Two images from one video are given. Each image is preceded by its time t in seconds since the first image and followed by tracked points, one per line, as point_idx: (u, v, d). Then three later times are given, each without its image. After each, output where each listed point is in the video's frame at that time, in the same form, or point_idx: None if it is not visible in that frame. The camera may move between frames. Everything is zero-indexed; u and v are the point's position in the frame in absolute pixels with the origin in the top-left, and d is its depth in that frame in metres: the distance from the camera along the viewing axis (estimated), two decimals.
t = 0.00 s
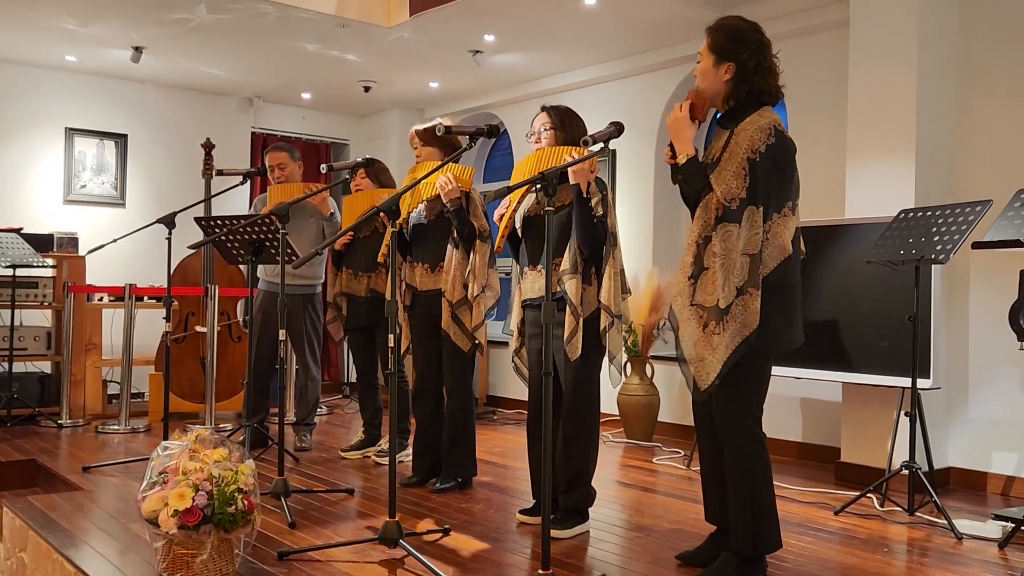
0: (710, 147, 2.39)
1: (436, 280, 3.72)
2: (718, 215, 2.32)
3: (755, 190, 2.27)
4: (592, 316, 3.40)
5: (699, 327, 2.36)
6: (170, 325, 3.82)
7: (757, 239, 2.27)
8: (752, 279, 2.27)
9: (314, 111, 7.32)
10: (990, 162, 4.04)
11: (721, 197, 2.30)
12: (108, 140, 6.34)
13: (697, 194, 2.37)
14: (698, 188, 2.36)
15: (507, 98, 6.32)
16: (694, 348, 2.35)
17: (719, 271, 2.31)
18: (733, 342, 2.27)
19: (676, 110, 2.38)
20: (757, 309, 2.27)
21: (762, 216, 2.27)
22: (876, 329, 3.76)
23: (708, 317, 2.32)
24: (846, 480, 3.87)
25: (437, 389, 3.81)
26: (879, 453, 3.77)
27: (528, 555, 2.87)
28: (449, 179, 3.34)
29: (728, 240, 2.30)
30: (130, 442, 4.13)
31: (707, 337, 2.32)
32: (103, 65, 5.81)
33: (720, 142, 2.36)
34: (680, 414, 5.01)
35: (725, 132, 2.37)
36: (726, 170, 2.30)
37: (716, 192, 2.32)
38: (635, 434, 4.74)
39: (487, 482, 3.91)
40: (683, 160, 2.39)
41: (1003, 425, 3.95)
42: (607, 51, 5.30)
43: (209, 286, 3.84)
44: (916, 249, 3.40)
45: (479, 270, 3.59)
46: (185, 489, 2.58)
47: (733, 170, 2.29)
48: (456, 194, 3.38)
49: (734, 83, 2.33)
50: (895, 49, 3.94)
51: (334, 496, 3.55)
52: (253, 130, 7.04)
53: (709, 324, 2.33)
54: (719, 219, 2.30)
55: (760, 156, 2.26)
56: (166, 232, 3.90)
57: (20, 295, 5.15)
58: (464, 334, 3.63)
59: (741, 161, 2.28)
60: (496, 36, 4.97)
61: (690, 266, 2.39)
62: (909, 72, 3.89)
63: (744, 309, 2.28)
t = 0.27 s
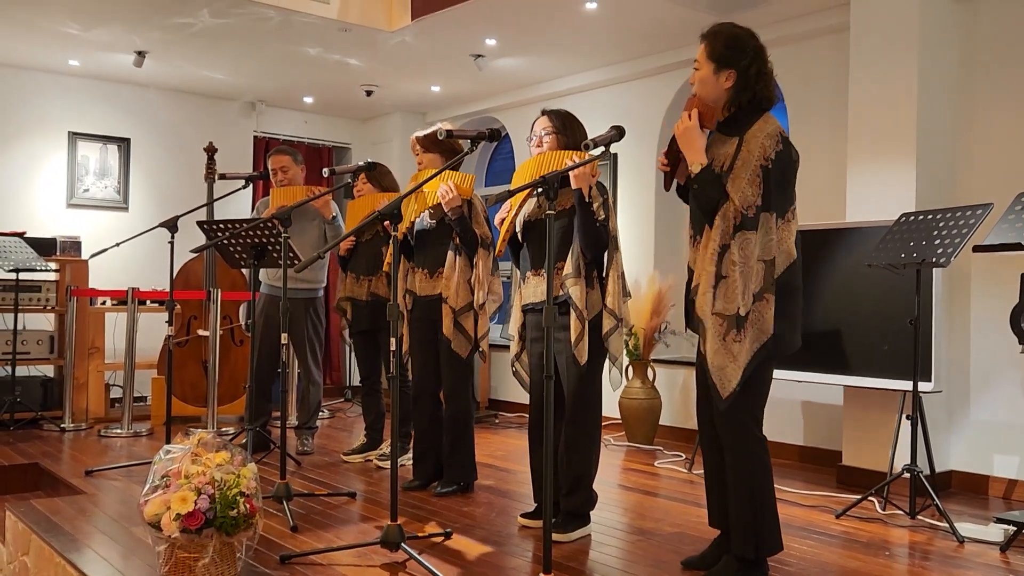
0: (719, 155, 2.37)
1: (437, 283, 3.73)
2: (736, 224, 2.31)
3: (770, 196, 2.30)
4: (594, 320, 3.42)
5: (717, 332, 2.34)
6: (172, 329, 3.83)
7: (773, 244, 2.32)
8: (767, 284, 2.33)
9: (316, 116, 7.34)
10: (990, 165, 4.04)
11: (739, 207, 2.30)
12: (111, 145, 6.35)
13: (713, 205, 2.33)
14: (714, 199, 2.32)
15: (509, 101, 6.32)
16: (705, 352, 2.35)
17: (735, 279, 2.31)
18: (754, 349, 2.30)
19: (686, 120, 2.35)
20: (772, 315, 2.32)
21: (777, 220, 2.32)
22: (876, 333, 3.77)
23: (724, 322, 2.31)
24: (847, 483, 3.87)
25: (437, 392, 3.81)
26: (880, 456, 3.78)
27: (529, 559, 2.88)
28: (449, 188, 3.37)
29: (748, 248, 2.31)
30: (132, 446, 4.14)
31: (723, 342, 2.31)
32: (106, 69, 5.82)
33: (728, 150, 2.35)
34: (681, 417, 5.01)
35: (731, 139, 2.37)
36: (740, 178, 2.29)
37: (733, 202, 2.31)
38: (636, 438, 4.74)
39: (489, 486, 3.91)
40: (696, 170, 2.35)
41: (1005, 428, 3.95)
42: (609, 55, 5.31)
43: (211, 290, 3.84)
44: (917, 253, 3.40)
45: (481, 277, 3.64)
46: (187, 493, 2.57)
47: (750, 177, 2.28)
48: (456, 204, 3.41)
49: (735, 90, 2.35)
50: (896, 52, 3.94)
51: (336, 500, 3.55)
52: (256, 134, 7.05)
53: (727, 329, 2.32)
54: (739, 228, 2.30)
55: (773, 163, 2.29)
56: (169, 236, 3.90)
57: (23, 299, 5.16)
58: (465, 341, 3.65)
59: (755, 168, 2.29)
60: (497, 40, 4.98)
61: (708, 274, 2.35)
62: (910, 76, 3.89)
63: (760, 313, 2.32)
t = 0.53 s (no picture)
0: (725, 160, 2.39)
1: (435, 287, 3.74)
2: (751, 229, 2.34)
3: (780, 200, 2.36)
4: (596, 324, 3.42)
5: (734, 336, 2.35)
6: (172, 332, 3.83)
7: (779, 247, 2.39)
8: (776, 287, 2.38)
9: (317, 119, 7.34)
10: (992, 167, 4.04)
11: (754, 211, 2.33)
12: (112, 148, 6.35)
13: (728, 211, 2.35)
14: (728, 205, 2.36)
15: (509, 104, 6.32)
16: (717, 358, 2.38)
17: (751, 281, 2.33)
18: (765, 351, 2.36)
19: (694, 127, 2.33)
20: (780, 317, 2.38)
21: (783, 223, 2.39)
22: (877, 336, 3.77)
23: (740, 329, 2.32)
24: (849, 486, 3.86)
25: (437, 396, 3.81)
26: (882, 460, 3.77)
27: (530, 562, 2.87)
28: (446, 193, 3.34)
29: (760, 251, 2.35)
30: (132, 449, 4.13)
31: (740, 348, 2.32)
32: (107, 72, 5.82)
33: (735, 155, 2.38)
34: (683, 420, 5.01)
35: (735, 145, 2.40)
36: (752, 183, 2.33)
37: (748, 207, 2.34)
38: (637, 441, 4.74)
39: (491, 489, 3.91)
40: (709, 176, 2.37)
41: (1007, 431, 3.95)
42: (610, 58, 5.30)
43: (212, 293, 3.84)
44: (919, 256, 3.40)
45: (482, 281, 3.65)
46: (188, 496, 2.57)
47: (761, 182, 2.33)
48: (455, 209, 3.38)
49: (736, 96, 2.39)
50: (897, 55, 3.94)
51: (337, 503, 3.55)
52: (257, 137, 7.05)
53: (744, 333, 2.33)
54: (754, 232, 2.34)
55: (780, 168, 2.35)
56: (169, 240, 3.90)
57: (24, 302, 5.16)
58: (459, 344, 3.68)
59: (765, 173, 2.34)
60: (498, 43, 4.98)
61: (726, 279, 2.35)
62: (912, 78, 3.89)
63: (770, 315, 2.38)
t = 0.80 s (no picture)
0: (738, 161, 2.38)
1: (433, 289, 3.67)
2: (768, 230, 2.33)
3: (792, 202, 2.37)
4: (599, 328, 3.33)
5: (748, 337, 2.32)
6: (166, 336, 3.74)
7: (791, 249, 2.38)
8: (788, 289, 2.38)
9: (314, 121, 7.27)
10: (1004, 166, 3.96)
11: (771, 212, 2.33)
12: (104, 149, 6.27)
13: (746, 212, 2.34)
14: (747, 206, 2.33)
15: (508, 105, 6.24)
16: (722, 357, 2.33)
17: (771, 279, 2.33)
18: (776, 352, 2.33)
19: (710, 127, 2.32)
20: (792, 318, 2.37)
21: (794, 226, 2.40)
22: (888, 340, 3.68)
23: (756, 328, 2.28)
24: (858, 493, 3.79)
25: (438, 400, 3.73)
26: (894, 466, 3.68)
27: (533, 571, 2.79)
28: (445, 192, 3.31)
29: (773, 251, 2.34)
30: (125, 455, 4.05)
31: (756, 349, 2.28)
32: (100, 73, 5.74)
33: (748, 157, 2.38)
34: (689, 427, 4.93)
35: (747, 147, 2.40)
36: (767, 184, 2.34)
37: (765, 207, 2.33)
38: (641, 446, 4.66)
39: (492, 497, 3.82)
40: (725, 176, 2.34)
41: (1020, 438, 3.87)
42: (613, 58, 5.23)
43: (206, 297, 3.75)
44: (929, 258, 3.32)
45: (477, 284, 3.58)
46: (182, 504, 2.48)
47: (777, 183, 2.33)
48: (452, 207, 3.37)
49: (745, 97, 2.41)
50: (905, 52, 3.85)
51: (334, 511, 3.46)
52: (251, 139, 6.96)
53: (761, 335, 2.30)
54: (771, 232, 2.33)
55: (792, 170, 2.37)
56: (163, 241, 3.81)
57: (14, 306, 5.07)
58: (458, 347, 3.60)
59: (779, 175, 2.35)
60: (499, 42, 4.90)
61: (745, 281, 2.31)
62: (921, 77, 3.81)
63: (783, 316, 2.35)
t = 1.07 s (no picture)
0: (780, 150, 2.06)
1: (428, 293, 3.29)
2: (819, 223, 2.02)
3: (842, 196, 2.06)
4: (616, 338, 2.95)
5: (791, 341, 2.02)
6: (132, 347, 3.34)
7: (838, 247, 2.09)
8: (836, 291, 2.07)
9: (296, 104, 6.85)
10: None
11: (823, 203, 2.01)
12: (62, 136, 5.88)
13: (797, 203, 2.01)
14: (797, 196, 2.01)
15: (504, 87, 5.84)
16: (757, 365, 2.01)
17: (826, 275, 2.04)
18: (821, 361, 2.05)
19: (753, 111, 1.99)
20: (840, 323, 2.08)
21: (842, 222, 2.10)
22: (939, 347, 3.27)
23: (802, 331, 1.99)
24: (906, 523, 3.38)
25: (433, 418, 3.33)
26: (948, 494, 3.27)
27: None
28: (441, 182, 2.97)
29: (821, 247, 2.05)
30: (85, 483, 3.64)
31: (801, 356, 1.98)
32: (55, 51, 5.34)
33: (791, 145, 2.06)
34: (717, 448, 4.52)
35: (788, 134, 2.08)
36: (816, 173, 2.02)
37: (816, 198, 2.01)
38: (663, 471, 4.28)
39: (494, 528, 3.41)
40: (772, 164, 1.98)
41: None
42: (624, 31, 4.83)
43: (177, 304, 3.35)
44: (987, 257, 2.92)
45: (470, 287, 3.21)
46: (147, 536, 2.22)
47: (827, 172, 2.02)
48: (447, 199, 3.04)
49: (783, 80, 2.11)
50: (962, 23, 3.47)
51: (318, 543, 3.06)
52: (227, 124, 6.54)
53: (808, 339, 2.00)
54: (823, 226, 2.02)
55: (840, 159, 2.07)
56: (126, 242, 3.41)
57: None
58: (456, 359, 3.23)
59: (829, 163, 2.03)
60: (503, 14, 4.50)
61: (791, 279, 2.01)
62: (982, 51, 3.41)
63: (829, 321, 2.06)
